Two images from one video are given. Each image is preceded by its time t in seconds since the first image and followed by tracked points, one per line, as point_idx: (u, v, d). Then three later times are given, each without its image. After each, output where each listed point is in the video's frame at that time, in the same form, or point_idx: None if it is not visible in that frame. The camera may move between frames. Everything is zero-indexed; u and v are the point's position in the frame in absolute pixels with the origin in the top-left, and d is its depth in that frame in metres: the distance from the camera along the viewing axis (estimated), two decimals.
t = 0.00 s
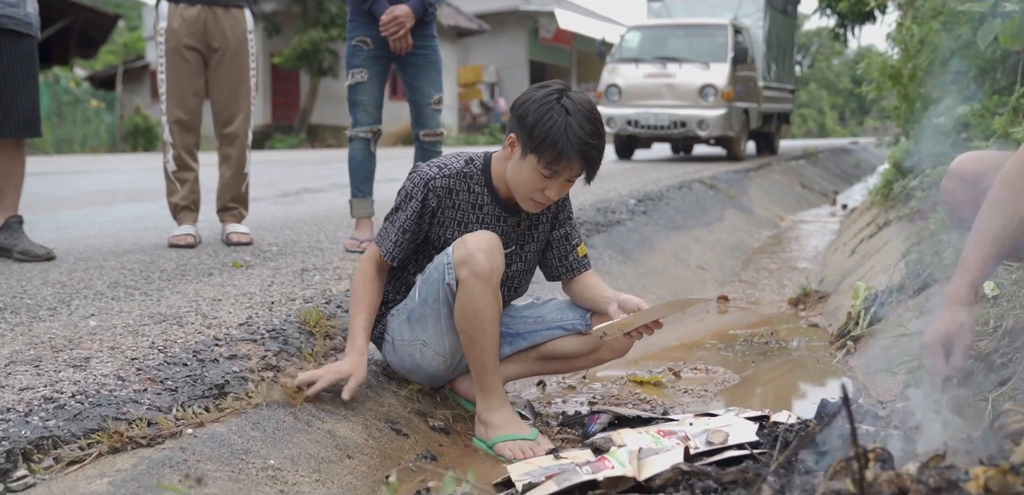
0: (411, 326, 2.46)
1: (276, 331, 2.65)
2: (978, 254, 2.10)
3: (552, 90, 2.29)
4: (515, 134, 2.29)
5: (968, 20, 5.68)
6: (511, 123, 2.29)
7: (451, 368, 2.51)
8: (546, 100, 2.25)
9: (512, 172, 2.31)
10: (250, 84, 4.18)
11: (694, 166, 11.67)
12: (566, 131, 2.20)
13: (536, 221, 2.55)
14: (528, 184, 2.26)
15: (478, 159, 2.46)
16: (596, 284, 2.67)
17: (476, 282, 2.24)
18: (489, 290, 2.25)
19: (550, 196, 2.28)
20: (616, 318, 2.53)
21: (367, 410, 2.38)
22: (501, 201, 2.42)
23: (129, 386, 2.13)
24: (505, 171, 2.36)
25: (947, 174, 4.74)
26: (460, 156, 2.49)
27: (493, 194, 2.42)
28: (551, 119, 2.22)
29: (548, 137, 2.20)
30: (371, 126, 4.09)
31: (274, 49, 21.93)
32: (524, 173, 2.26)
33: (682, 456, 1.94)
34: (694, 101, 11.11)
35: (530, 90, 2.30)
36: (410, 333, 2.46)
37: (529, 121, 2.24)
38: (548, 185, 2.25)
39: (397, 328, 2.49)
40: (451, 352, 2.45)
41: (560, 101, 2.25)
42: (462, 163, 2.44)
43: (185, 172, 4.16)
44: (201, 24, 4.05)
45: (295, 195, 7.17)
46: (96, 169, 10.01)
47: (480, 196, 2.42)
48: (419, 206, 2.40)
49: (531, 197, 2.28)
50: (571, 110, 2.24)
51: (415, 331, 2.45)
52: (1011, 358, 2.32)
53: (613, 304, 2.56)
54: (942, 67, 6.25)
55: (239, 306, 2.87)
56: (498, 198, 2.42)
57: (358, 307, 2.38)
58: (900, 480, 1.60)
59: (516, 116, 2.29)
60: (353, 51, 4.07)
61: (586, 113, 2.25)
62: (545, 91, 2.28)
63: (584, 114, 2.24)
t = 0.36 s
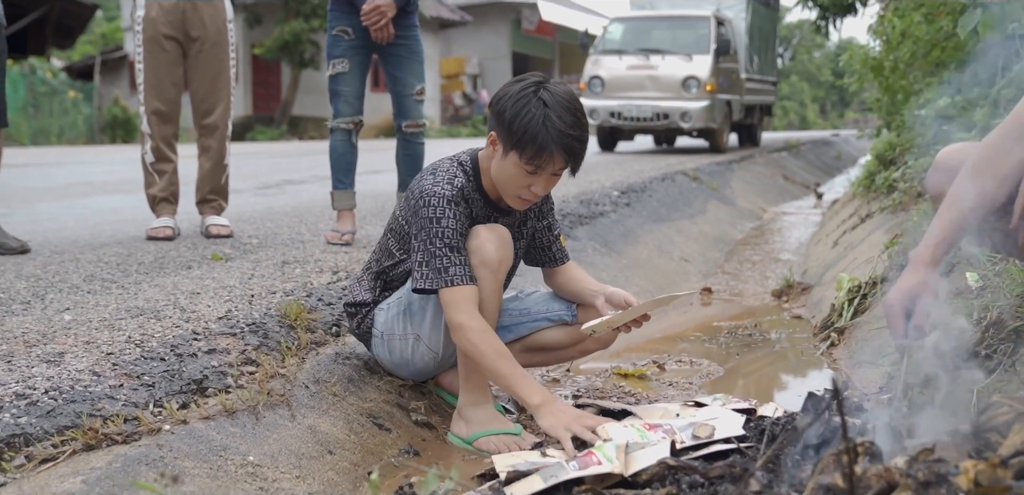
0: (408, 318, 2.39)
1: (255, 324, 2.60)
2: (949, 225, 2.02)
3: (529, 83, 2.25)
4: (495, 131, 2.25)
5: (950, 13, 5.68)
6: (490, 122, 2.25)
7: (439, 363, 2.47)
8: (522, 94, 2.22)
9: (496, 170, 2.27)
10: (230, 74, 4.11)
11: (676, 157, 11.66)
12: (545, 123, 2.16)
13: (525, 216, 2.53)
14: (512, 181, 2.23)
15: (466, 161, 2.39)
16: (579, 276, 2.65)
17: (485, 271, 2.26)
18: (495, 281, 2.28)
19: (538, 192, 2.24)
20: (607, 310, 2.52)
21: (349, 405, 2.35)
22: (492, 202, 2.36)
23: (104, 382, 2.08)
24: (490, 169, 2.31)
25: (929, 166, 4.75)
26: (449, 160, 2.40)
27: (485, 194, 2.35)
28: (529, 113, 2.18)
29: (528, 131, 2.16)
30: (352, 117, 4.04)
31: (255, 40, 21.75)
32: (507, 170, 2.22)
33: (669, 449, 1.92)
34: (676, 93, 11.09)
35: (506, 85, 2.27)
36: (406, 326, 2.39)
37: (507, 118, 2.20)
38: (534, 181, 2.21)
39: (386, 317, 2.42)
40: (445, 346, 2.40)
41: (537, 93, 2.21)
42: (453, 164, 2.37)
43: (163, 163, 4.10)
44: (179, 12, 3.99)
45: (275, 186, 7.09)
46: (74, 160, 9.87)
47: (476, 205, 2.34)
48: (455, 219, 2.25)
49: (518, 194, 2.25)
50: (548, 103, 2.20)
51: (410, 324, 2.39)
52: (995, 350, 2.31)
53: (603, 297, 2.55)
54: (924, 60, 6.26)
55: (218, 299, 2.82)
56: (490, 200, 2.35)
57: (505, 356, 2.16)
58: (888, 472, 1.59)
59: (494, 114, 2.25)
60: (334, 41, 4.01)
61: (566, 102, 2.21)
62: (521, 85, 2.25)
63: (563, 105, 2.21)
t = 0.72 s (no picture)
0: (371, 318, 2.34)
1: (222, 321, 2.54)
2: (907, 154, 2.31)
3: (490, 81, 2.19)
4: (458, 132, 2.20)
5: (917, 8, 5.72)
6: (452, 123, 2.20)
7: (409, 362, 2.43)
8: (483, 93, 2.16)
9: (462, 172, 2.23)
10: (195, 65, 4.03)
11: (647, 152, 11.66)
12: (506, 124, 2.11)
13: (500, 214, 2.49)
14: (478, 183, 2.19)
15: (435, 157, 2.34)
16: (554, 273, 2.60)
17: (446, 269, 2.24)
18: (457, 280, 2.26)
19: (506, 193, 2.21)
20: (584, 307, 2.48)
21: (317, 403, 2.29)
22: (461, 201, 2.32)
23: (63, 382, 2.02)
24: (457, 169, 2.27)
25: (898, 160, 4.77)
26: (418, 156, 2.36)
27: (453, 193, 2.30)
28: (490, 114, 2.13)
29: (489, 133, 2.11)
30: (321, 110, 3.98)
31: (222, 33, 21.50)
32: (472, 172, 2.18)
33: (644, 448, 1.90)
34: (647, 87, 11.09)
35: (468, 84, 2.21)
36: (371, 325, 2.35)
37: (468, 119, 2.15)
38: (501, 182, 2.17)
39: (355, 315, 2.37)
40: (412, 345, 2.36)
41: (499, 92, 2.16)
42: (421, 161, 2.33)
43: (126, 156, 4.01)
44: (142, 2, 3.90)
45: (242, 181, 6.99)
46: (36, 154, 9.67)
47: (445, 204, 2.30)
48: (417, 216, 2.20)
49: (486, 197, 2.22)
50: (510, 102, 2.14)
51: (376, 324, 2.35)
52: (971, 343, 2.30)
53: (576, 292, 2.51)
54: (892, 54, 6.29)
55: (183, 296, 2.75)
56: (457, 198, 2.31)
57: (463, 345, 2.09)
58: (870, 470, 1.59)
59: (456, 115, 2.20)
60: (301, 33, 3.95)
61: (527, 101, 2.15)
62: (483, 84, 2.19)
63: (525, 103, 2.15)
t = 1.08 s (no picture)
0: (355, 328, 2.29)
1: (205, 328, 2.48)
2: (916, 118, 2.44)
3: (468, 78, 2.16)
4: (442, 134, 2.14)
5: (903, 10, 5.72)
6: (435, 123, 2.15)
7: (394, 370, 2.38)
8: (463, 91, 2.13)
9: (448, 175, 2.17)
10: (177, 65, 3.96)
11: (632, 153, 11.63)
12: (492, 117, 2.07)
13: (487, 218, 2.44)
14: (468, 183, 2.13)
15: (418, 162, 2.28)
16: (543, 276, 2.56)
17: (429, 276, 2.19)
18: (441, 287, 2.21)
19: (498, 191, 2.14)
20: (578, 311, 2.43)
21: (302, 412, 2.24)
22: (446, 206, 2.27)
23: (40, 392, 1.96)
24: (443, 174, 2.21)
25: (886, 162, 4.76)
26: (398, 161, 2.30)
27: (438, 198, 2.25)
28: (474, 110, 2.09)
29: (476, 128, 2.06)
30: (306, 111, 3.92)
31: (204, 33, 21.33)
32: (461, 173, 2.12)
33: (640, 458, 1.86)
34: (631, 89, 11.07)
35: (446, 84, 2.17)
36: (355, 335, 2.30)
37: (452, 118, 2.10)
38: (491, 179, 2.11)
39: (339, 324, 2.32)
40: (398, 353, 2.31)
41: (479, 88, 2.12)
42: (403, 166, 2.27)
43: (107, 158, 3.93)
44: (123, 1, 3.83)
45: (225, 182, 6.90)
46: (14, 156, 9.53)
47: (428, 209, 2.25)
48: (396, 226, 2.15)
49: (476, 196, 2.15)
50: (493, 96, 2.10)
51: (360, 333, 2.29)
52: (965, 351, 2.28)
53: (569, 297, 2.47)
54: (877, 56, 6.28)
55: (164, 301, 2.69)
56: (442, 204, 2.26)
57: (427, 363, 2.00)
58: (873, 484, 1.57)
59: (437, 115, 2.15)
60: (285, 33, 3.89)
61: (510, 93, 2.12)
62: (462, 81, 2.15)
63: (508, 96, 2.11)
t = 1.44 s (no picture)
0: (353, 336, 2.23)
1: (197, 335, 2.42)
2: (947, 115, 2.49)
3: (474, 71, 2.11)
4: (452, 130, 2.07)
5: (901, 13, 5.69)
6: (446, 118, 2.08)
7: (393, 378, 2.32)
8: (474, 84, 2.07)
9: (458, 172, 2.10)
10: (170, 67, 3.90)
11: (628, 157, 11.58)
12: (509, 108, 2.03)
13: (486, 221, 2.39)
14: (483, 178, 2.06)
15: (417, 161, 2.22)
16: (543, 279, 2.50)
17: (429, 283, 2.13)
18: (442, 293, 2.15)
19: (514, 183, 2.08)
20: (587, 313, 2.38)
21: (298, 421, 2.18)
22: (446, 207, 2.21)
23: (27, 402, 1.90)
24: (449, 172, 2.15)
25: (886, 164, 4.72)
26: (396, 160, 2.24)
27: (438, 200, 2.20)
28: (489, 102, 2.04)
29: (494, 120, 2.01)
30: (300, 113, 3.86)
31: (198, 36, 21.25)
32: (477, 167, 2.05)
33: (649, 470, 1.81)
34: (627, 92, 11.02)
35: (452, 78, 2.11)
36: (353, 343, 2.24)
37: (465, 111, 2.05)
38: (507, 172, 2.06)
39: (338, 333, 2.26)
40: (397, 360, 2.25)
41: (489, 80, 2.08)
42: (403, 165, 2.21)
43: (98, 161, 3.87)
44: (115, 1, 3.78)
45: (217, 186, 6.83)
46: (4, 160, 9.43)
47: (427, 210, 2.19)
48: (396, 223, 2.10)
49: (490, 191, 2.08)
50: (505, 87, 2.06)
51: (357, 341, 2.23)
52: (974, 358, 2.23)
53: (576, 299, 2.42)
54: (874, 59, 6.24)
55: (156, 307, 2.63)
56: (443, 205, 2.20)
57: (431, 380, 1.98)
58: None
59: (446, 109, 2.09)
60: (280, 34, 3.83)
61: (519, 84, 2.09)
62: (468, 75, 2.10)
63: (519, 87, 2.08)
